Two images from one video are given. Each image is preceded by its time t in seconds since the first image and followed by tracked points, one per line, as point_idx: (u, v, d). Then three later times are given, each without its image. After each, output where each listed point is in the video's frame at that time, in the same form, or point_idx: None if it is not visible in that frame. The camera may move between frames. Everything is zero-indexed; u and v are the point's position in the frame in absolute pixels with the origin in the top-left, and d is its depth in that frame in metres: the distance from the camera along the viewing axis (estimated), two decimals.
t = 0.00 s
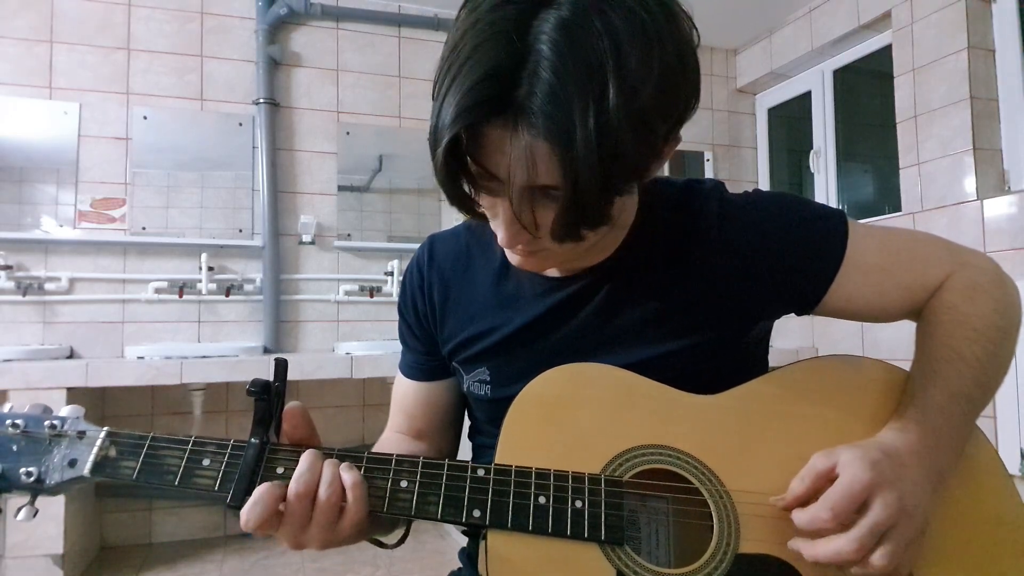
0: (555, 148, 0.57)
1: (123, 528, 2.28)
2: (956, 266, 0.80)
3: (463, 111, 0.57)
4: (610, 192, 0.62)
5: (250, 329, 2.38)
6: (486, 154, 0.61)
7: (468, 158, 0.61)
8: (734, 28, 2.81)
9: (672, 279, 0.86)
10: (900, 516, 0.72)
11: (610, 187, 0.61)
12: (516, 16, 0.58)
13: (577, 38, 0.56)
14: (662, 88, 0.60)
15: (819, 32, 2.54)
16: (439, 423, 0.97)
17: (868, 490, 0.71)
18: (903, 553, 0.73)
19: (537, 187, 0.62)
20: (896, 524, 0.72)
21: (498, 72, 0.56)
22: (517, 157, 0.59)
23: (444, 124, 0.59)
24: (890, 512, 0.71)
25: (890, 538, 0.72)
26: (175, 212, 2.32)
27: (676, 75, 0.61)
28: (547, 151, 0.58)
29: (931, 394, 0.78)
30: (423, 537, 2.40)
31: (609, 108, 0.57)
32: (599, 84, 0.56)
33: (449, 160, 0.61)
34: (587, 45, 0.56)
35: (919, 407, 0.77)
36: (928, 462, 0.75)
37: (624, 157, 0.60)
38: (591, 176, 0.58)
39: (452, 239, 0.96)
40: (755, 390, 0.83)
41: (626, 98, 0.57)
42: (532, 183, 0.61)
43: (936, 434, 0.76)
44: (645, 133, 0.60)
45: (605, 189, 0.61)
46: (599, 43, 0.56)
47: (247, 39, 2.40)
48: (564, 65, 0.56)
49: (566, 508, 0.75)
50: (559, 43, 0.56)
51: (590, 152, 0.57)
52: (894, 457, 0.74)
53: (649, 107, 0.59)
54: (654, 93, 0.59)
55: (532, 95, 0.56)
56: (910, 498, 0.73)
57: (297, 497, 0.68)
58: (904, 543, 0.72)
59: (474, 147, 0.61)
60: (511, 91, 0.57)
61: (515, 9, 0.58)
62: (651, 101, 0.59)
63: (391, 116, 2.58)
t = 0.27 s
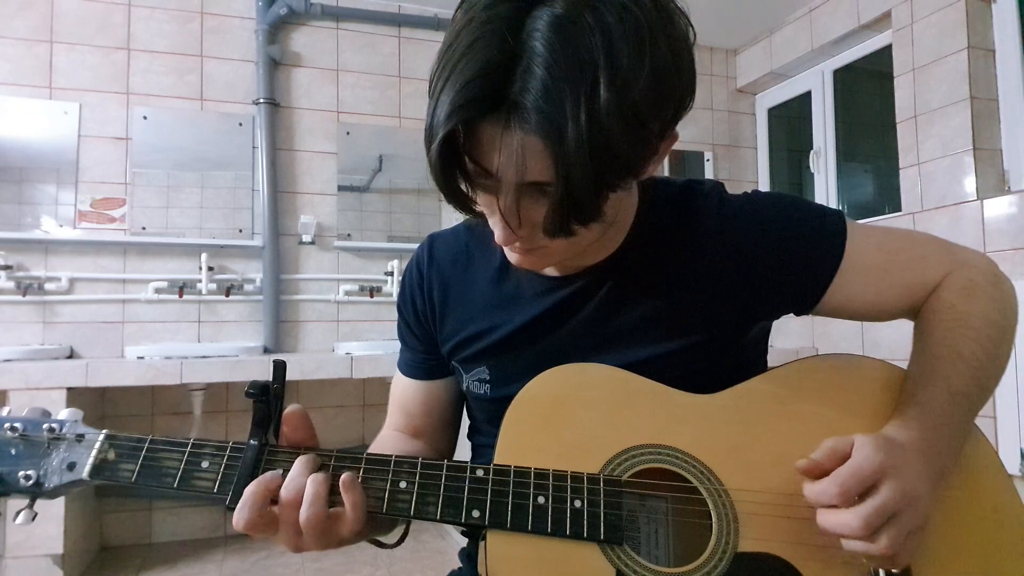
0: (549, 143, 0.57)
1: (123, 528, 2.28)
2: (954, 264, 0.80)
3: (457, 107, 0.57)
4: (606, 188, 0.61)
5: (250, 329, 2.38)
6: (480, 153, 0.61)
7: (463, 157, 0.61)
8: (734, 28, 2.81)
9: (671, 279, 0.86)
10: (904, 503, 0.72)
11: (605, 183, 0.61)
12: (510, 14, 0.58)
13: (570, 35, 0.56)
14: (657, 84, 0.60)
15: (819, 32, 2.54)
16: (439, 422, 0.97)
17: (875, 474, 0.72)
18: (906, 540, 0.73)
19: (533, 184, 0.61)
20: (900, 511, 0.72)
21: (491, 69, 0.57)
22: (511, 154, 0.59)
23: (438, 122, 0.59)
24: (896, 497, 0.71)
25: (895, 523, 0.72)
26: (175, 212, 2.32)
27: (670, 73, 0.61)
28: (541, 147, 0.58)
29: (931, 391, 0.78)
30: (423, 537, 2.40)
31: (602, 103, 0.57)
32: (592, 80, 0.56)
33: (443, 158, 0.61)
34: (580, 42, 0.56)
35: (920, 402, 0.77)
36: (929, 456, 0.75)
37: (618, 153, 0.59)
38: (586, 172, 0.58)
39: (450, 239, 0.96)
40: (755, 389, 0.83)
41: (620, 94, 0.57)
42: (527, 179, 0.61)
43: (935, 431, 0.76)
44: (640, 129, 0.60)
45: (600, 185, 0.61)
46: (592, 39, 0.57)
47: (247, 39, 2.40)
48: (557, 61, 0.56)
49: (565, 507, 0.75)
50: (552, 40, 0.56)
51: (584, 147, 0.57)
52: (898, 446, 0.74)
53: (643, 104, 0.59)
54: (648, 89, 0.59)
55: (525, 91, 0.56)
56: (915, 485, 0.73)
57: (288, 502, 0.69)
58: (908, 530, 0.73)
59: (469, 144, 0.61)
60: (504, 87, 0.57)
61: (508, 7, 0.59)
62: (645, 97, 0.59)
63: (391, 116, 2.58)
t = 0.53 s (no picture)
0: (547, 144, 0.57)
1: (123, 528, 2.28)
2: (954, 263, 0.80)
3: (455, 109, 0.57)
4: (604, 189, 0.61)
5: (250, 329, 2.38)
6: (479, 154, 0.61)
7: (463, 157, 0.61)
8: (734, 28, 2.81)
9: (671, 279, 0.86)
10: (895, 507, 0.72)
11: (604, 185, 0.61)
12: (508, 17, 0.58)
13: (568, 37, 0.56)
14: (655, 85, 0.60)
15: (819, 32, 2.54)
16: (439, 422, 0.97)
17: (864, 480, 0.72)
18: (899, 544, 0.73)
19: (531, 186, 0.61)
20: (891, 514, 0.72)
21: (490, 70, 0.57)
22: (510, 156, 0.59)
23: (438, 124, 0.59)
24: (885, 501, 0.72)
25: (885, 526, 0.72)
26: (175, 212, 2.32)
27: (668, 74, 0.61)
28: (539, 148, 0.58)
29: (930, 391, 0.78)
30: (423, 537, 2.40)
31: (601, 105, 0.56)
32: (590, 82, 0.56)
33: (443, 158, 0.61)
34: (578, 44, 0.56)
35: (917, 402, 0.78)
36: (927, 458, 0.75)
37: (617, 155, 0.59)
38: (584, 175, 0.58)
39: (451, 239, 0.97)
40: (754, 388, 0.83)
41: (617, 95, 0.57)
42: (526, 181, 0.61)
43: (934, 431, 0.76)
44: (639, 130, 0.60)
45: (598, 187, 0.61)
46: (590, 42, 0.57)
47: (248, 39, 2.40)
48: (555, 63, 0.56)
49: (566, 507, 0.75)
50: (550, 42, 0.56)
51: (581, 149, 0.57)
52: (889, 450, 0.74)
53: (642, 105, 0.59)
54: (647, 90, 0.59)
55: (523, 93, 0.56)
56: (904, 490, 0.73)
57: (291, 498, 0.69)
58: (900, 534, 0.73)
59: (468, 147, 0.61)
60: (502, 90, 0.57)
61: (506, 9, 0.59)
62: (644, 98, 0.59)
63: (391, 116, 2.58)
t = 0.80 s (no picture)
0: (544, 142, 0.57)
1: (123, 528, 2.28)
2: (953, 263, 0.80)
3: (450, 106, 0.57)
4: (601, 187, 0.61)
5: (250, 329, 2.38)
6: (476, 152, 0.61)
7: (459, 155, 0.61)
8: (734, 28, 2.81)
9: (670, 278, 0.86)
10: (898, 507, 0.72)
11: (600, 183, 0.61)
12: (504, 15, 0.58)
13: (563, 35, 0.56)
14: (650, 83, 0.60)
15: (819, 32, 2.54)
16: (439, 423, 0.97)
17: (866, 481, 0.71)
18: (900, 547, 0.72)
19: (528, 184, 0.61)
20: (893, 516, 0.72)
21: (485, 68, 0.57)
22: (505, 153, 0.59)
23: (434, 122, 0.59)
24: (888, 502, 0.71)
25: (885, 529, 0.71)
26: (175, 212, 2.32)
27: (664, 73, 0.61)
28: (535, 146, 0.57)
29: (930, 391, 0.78)
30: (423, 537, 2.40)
31: (596, 102, 0.56)
32: (585, 79, 0.56)
33: (440, 157, 0.61)
34: (573, 42, 0.56)
35: (918, 402, 0.78)
36: (927, 458, 0.75)
37: (613, 153, 0.59)
38: (580, 172, 0.58)
39: (450, 239, 0.97)
40: (753, 388, 0.83)
41: (613, 93, 0.57)
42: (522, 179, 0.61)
43: (934, 431, 0.76)
44: (635, 128, 0.60)
45: (595, 184, 0.60)
46: (586, 39, 0.57)
47: (248, 39, 2.40)
48: (550, 60, 0.56)
49: (566, 508, 0.75)
50: (546, 40, 0.56)
51: (578, 147, 0.57)
52: (893, 450, 0.74)
53: (638, 102, 0.59)
54: (642, 87, 0.59)
55: (519, 90, 0.56)
56: (906, 491, 0.72)
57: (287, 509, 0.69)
58: (900, 537, 0.72)
59: (464, 144, 0.61)
60: (498, 87, 0.57)
61: (502, 8, 0.59)
62: (640, 96, 0.59)
63: (391, 116, 2.58)
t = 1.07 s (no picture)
0: (538, 145, 0.57)
1: (123, 528, 2.28)
2: (952, 262, 0.79)
3: (445, 111, 0.57)
4: (597, 189, 0.61)
5: (250, 329, 2.38)
6: (472, 156, 0.60)
7: (455, 160, 0.61)
8: (734, 28, 2.81)
9: (669, 278, 0.86)
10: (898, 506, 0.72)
11: (597, 185, 0.61)
12: (497, 18, 0.58)
13: (556, 37, 0.56)
14: (644, 84, 0.60)
15: (819, 32, 2.53)
16: (438, 424, 0.97)
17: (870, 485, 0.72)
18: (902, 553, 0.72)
19: (524, 187, 0.61)
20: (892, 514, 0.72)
21: (479, 72, 0.57)
22: (501, 156, 0.58)
23: (429, 127, 0.59)
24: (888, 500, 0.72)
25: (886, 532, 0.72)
26: (175, 212, 2.32)
27: (658, 73, 0.61)
28: (530, 149, 0.57)
29: (931, 391, 0.77)
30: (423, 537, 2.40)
31: (590, 105, 0.56)
32: (578, 82, 0.56)
33: (436, 161, 0.61)
34: (566, 44, 0.56)
35: (920, 402, 0.77)
36: (926, 458, 0.75)
37: (608, 154, 0.59)
38: (575, 174, 0.58)
39: (448, 239, 0.97)
40: (752, 387, 0.83)
41: (606, 94, 0.57)
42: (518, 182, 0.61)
43: (934, 431, 0.76)
44: (629, 130, 0.60)
45: (591, 187, 0.60)
46: (579, 42, 0.57)
47: (247, 39, 2.40)
48: (544, 63, 0.56)
49: (564, 510, 0.75)
50: (539, 43, 0.56)
51: (572, 149, 0.57)
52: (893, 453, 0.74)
53: (632, 104, 0.59)
54: (636, 88, 0.59)
55: (513, 94, 0.56)
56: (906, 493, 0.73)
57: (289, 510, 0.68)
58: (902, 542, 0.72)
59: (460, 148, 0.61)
60: (492, 90, 0.57)
61: (495, 11, 0.59)
62: (634, 97, 0.59)
63: (391, 116, 2.58)
